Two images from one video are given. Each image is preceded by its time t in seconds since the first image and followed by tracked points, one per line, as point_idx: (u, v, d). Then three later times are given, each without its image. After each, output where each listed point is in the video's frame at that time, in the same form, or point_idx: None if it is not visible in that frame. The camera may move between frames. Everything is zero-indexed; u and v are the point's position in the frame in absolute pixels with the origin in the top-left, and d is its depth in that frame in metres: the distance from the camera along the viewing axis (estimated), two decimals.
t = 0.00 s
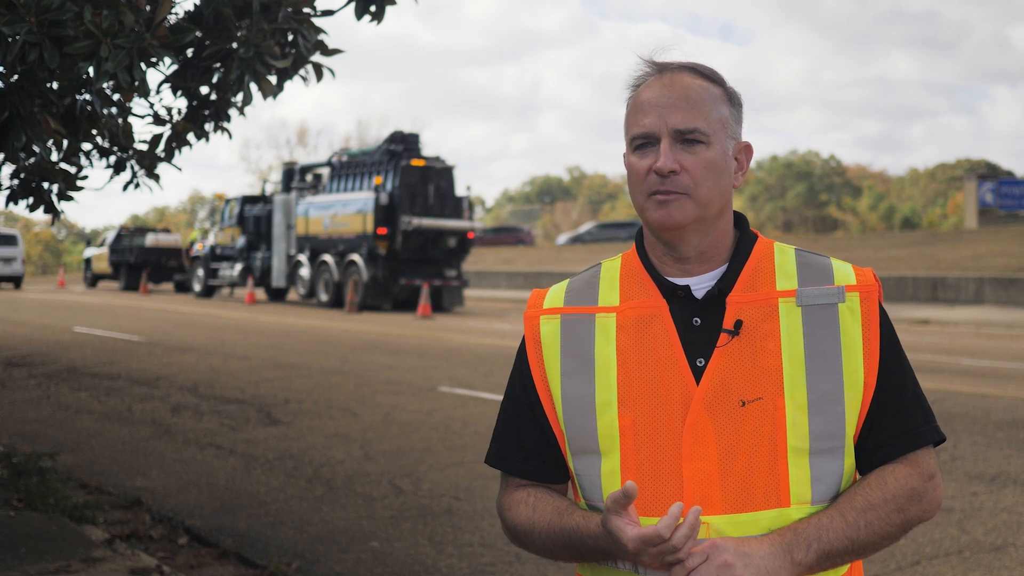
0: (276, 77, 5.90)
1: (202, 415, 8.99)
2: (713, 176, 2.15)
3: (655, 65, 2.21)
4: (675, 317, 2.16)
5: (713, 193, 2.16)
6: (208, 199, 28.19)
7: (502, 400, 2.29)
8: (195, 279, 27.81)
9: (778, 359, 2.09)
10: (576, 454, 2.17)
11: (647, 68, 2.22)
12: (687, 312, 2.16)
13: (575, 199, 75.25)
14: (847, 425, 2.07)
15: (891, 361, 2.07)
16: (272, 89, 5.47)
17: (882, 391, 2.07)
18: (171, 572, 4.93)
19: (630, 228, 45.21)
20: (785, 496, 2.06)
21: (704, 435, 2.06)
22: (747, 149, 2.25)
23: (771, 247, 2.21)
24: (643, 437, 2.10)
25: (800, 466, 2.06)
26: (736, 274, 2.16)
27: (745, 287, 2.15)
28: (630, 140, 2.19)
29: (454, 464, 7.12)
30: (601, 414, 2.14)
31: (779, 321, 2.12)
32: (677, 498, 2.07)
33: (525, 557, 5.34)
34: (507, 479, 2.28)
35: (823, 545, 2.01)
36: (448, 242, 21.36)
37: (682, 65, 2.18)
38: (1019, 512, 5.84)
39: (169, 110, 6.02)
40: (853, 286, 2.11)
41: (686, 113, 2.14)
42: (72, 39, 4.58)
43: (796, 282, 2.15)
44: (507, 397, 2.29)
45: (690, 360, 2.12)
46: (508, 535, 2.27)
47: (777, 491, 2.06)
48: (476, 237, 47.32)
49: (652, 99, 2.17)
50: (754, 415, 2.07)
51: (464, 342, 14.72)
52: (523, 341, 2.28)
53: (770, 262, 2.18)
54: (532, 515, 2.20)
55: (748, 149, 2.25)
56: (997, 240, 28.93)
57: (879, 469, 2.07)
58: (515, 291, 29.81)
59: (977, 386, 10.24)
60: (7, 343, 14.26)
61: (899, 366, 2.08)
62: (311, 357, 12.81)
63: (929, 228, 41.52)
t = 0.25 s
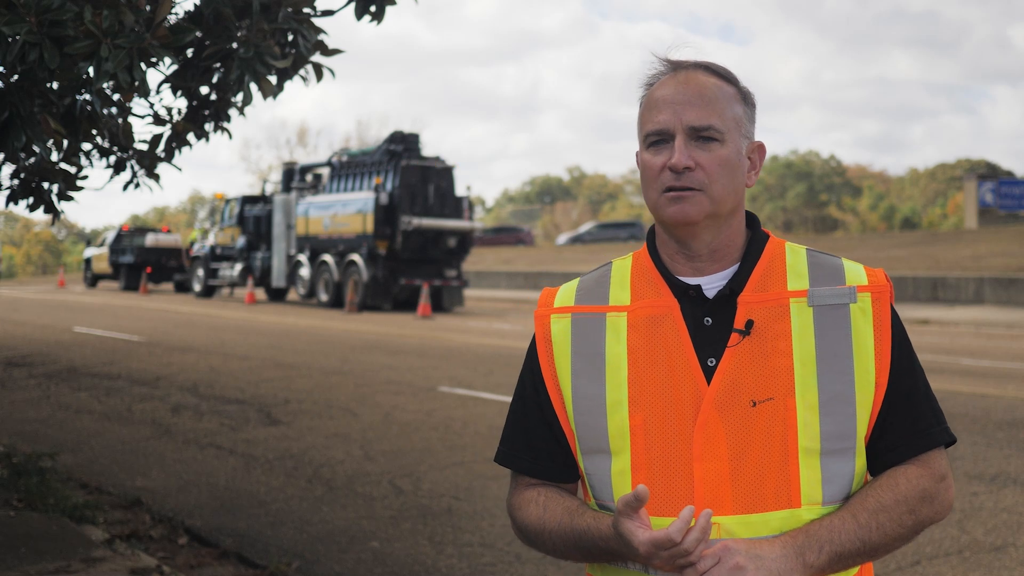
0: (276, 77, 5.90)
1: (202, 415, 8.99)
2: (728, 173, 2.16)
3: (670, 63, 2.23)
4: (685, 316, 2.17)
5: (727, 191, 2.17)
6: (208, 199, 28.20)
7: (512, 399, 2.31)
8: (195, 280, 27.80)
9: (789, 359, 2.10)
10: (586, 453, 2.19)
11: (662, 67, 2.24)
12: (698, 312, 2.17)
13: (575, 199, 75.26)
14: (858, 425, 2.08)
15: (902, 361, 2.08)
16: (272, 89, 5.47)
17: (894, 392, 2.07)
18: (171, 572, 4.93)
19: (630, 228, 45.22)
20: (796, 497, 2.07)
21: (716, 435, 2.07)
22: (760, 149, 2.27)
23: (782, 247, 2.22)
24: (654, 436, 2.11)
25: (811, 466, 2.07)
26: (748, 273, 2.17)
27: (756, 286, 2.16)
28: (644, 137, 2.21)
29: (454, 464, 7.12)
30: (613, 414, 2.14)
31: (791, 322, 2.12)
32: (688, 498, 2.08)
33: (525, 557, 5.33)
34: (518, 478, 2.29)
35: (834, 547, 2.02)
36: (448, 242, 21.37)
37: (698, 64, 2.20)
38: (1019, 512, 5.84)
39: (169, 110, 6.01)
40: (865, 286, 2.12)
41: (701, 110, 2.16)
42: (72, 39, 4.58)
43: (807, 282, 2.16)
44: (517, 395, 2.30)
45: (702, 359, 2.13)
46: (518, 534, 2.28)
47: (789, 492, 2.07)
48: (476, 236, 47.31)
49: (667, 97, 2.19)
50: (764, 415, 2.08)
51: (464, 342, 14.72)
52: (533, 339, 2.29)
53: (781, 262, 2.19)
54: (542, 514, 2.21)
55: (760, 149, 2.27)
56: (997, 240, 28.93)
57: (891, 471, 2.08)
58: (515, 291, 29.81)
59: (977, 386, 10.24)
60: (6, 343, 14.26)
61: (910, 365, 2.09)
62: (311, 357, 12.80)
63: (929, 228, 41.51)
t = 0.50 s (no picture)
0: (276, 77, 5.90)
1: (202, 415, 8.99)
2: (742, 172, 2.18)
3: (685, 62, 2.24)
4: (698, 316, 2.18)
5: (742, 189, 2.18)
6: (208, 199, 28.21)
7: (524, 398, 2.31)
8: (195, 280, 27.81)
9: (803, 358, 2.11)
10: (598, 453, 2.19)
11: (677, 65, 2.26)
12: (711, 312, 2.18)
13: (575, 199, 75.26)
14: (871, 426, 2.08)
15: (916, 362, 2.09)
16: (272, 89, 5.47)
17: (907, 393, 2.08)
18: (171, 572, 4.93)
19: (630, 228, 45.22)
20: (809, 497, 2.07)
21: (729, 434, 2.08)
22: (775, 148, 2.28)
23: (795, 246, 2.23)
24: (666, 436, 2.12)
25: (824, 467, 2.07)
26: (761, 273, 2.18)
27: (769, 286, 2.17)
28: (659, 135, 2.22)
29: (454, 465, 7.12)
30: (625, 413, 2.15)
31: (804, 322, 2.13)
32: (702, 498, 2.08)
33: (525, 557, 5.34)
34: (530, 477, 2.30)
35: (849, 548, 2.03)
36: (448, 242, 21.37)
37: (713, 63, 2.21)
38: (1018, 512, 5.84)
39: (169, 110, 6.02)
40: (879, 286, 2.12)
41: (717, 108, 2.18)
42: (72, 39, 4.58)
43: (821, 282, 2.16)
44: (529, 394, 2.30)
45: (714, 358, 2.14)
46: (530, 533, 2.29)
47: (802, 492, 2.07)
48: (476, 237, 47.32)
49: (683, 95, 2.20)
50: (777, 415, 2.09)
51: (464, 342, 14.72)
52: (546, 339, 2.29)
53: (794, 262, 2.20)
54: (555, 513, 2.22)
55: (775, 148, 2.28)
56: (997, 240, 28.93)
57: (905, 472, 2.09)
58: (515, 291, 29.80)
59: (977, 386, 10.24)
60: (6, 343, 14.26)
61: (924, 366, 2.09)
62: (311, 357, 12.80)
63: (929, 228, 41.51)
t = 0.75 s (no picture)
0: (276, 77, 5.90)
1: (202, 415, 8.99)
2: (760, 171, 2.18)
3: (705, 60, 2.25)
4: (711, 315, 2.18)
5: (759, 188, 2.19)
6: (208, 199, 28.22)
7: (535, 397, 2.31)
8: (195, 280, 27.81)
9: (814, 359, 2.11)
10: (609, 451, 2.20)
11: (698, 63, 2.26)
12: (723, 311, 2.18)
13: (575, 199, 75.30)
14: (884, 427, 2.08)
15: (929, 363, 2.09)
16: (272, 89, 5.48)
17: (920, 393, 2.08)
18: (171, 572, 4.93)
19: (630, 228, 45.24)
20: (821, 497, 2.07)
21: (741, 434, 2.08)
22: (790, 151, 2.29)
23: (808, 247, 2.23)
24: (678, 436, 2.13)
25: (835, 467, 2.08)
26: (773, 273, 2.18)
27: (782, 286, 2.17)
28: (678, 131, 2.22)
29: (454, 464, 7.12)
30: (636, 412, 2.16)
31: (817, 322, 2.13)
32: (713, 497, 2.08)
33: (526, 557, 5.34)
34: (540, 475, 2.29)
35: (860, 548, 2.03)
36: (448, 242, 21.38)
37: (734, 62, 2.22)
38: (1018, 512, 5.84)
39: (169, 110, 6.02)
40: (891, 287, 2.12)
41: (738, 107, 2.18)
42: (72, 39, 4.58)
43: (834, 282, 2.17)
44: (540, 394, 2.30)
45: (726, 358, 2.14)
46: (539, 532, 2.29)
47: (813, 492, 2.07)
48: (476, 237, 47.31)
49: (702, 93, 2.21)
50: (789, 416, 2.09)
51: (464, 342, 14.72)
52: (557, 337, 2.29)
53: (807, 263, 2.20)
54: (565, 512, 2.22)
55: (790, 151, 2.29)
56: (997, 240, 28.93)
57: (918, 473, 2.08)
58: (515, 291, 29.80)
59: (978, 386, 10.24)
60: (6, 343, 14.26)
61: (937, 369, 2.09)
62: (311, 357, 12.80)
63: (929, 228, 41.50)
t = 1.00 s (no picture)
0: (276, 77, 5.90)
1: (202, 415, 8.99)
2: (774, 172, 2.19)
3: (722, 58, 2.25)
4: (718, 315, 2.18)
5: (772, 189, 2.19)
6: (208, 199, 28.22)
7: (541, 394, 2.30)
8: (195, 280, 27.81)
9: (822, 361, 2.11)
10: (615, 450, 2.20)
11: (714, 61, 2.26)
12: (731, 311, 2.18)
13: (575, 199, 75.34)
14: (890, 429, 2.08)
15: (937, 366, 2.09)
16: (272, 89, 5.48)
17: (927, 395, 2.08)
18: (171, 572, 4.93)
19: (630, 228, 45.25)
20: (826, 498, 2.08)
21: (747, 434, 2.08)
22: (802, 153, 2.30)
23: (817, 248, 2.23)
24: (684, 435, 2.13)
25: (842, 468, 2.08)
26: (782, 273, 2.18)
27: (789, 287, 2.18)
28: (692, 129, 2.23)
29: (454, 464, 7.12)
30: (643, 411, 2.16)
31: (824, 323, 2.14)
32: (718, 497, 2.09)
33: (526, 557, 5.33)
34: (545, 472, 2.29)
35: (866, 548, 2.03)
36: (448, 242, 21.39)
37: (751, 62, 2.23)
38: (1018, 512, 5.84)
39: (169, 110, 6.02)
40: (900, 289, 2.13)
41: (754, 106, 2.19)
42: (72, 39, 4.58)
43: (842, 284, 2.17)
44: (546, 391, 2.30)
45: (733, 358, 2.14)
46: (544, 529, 2.29)
47: (819, 492, 2.08)
48: (476, 237, 47.29)
49: (718, 91, 2.21)
50: (797, 416, 2.09)
51: (464, 342, 14.71)
52: (564, 334, 2.29)
53: (815, 265, 2.20)
54: (569, 509, 2.22)
55: (802, 153, 2.30)
56: (997, 240, 28.94)
57: (925, 475, 2.08)
58: (515, 291, 29.81)
59: (978, 386, 10.24)
60: (6, 343, 14.26)
61: (945, 372, 2.09)
62: (311, 357, 12.80)
63: (929, 228, 41.49)
